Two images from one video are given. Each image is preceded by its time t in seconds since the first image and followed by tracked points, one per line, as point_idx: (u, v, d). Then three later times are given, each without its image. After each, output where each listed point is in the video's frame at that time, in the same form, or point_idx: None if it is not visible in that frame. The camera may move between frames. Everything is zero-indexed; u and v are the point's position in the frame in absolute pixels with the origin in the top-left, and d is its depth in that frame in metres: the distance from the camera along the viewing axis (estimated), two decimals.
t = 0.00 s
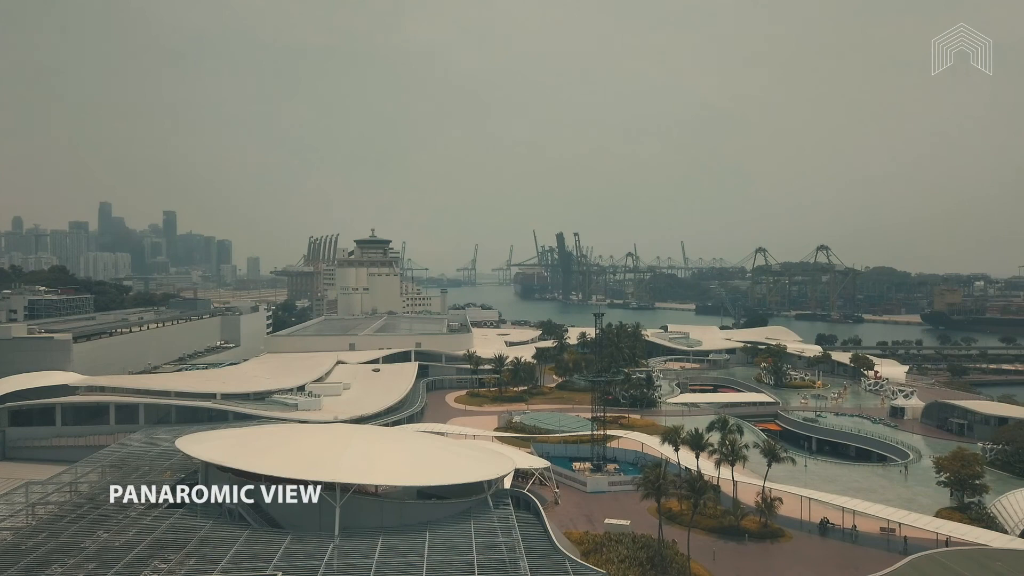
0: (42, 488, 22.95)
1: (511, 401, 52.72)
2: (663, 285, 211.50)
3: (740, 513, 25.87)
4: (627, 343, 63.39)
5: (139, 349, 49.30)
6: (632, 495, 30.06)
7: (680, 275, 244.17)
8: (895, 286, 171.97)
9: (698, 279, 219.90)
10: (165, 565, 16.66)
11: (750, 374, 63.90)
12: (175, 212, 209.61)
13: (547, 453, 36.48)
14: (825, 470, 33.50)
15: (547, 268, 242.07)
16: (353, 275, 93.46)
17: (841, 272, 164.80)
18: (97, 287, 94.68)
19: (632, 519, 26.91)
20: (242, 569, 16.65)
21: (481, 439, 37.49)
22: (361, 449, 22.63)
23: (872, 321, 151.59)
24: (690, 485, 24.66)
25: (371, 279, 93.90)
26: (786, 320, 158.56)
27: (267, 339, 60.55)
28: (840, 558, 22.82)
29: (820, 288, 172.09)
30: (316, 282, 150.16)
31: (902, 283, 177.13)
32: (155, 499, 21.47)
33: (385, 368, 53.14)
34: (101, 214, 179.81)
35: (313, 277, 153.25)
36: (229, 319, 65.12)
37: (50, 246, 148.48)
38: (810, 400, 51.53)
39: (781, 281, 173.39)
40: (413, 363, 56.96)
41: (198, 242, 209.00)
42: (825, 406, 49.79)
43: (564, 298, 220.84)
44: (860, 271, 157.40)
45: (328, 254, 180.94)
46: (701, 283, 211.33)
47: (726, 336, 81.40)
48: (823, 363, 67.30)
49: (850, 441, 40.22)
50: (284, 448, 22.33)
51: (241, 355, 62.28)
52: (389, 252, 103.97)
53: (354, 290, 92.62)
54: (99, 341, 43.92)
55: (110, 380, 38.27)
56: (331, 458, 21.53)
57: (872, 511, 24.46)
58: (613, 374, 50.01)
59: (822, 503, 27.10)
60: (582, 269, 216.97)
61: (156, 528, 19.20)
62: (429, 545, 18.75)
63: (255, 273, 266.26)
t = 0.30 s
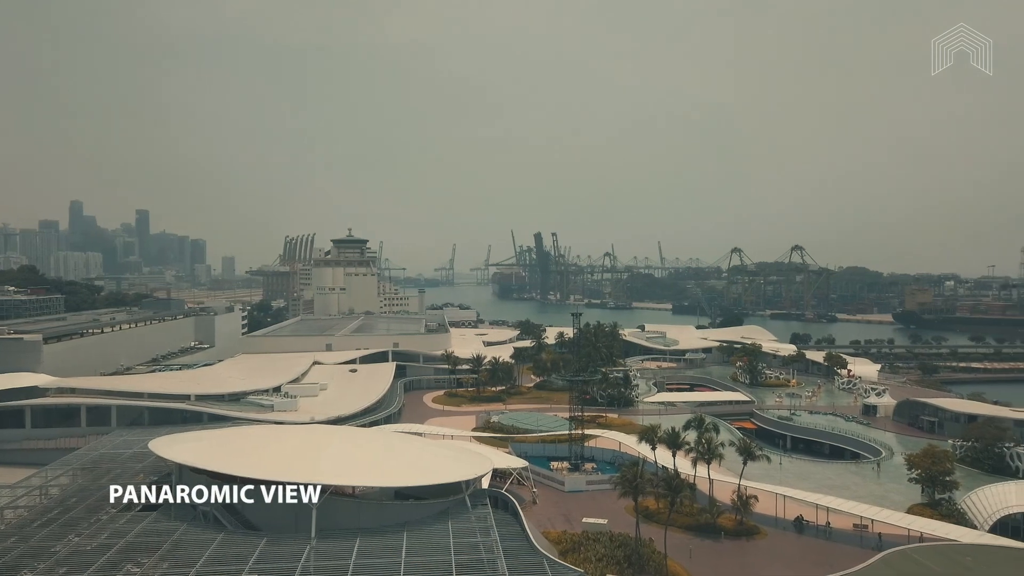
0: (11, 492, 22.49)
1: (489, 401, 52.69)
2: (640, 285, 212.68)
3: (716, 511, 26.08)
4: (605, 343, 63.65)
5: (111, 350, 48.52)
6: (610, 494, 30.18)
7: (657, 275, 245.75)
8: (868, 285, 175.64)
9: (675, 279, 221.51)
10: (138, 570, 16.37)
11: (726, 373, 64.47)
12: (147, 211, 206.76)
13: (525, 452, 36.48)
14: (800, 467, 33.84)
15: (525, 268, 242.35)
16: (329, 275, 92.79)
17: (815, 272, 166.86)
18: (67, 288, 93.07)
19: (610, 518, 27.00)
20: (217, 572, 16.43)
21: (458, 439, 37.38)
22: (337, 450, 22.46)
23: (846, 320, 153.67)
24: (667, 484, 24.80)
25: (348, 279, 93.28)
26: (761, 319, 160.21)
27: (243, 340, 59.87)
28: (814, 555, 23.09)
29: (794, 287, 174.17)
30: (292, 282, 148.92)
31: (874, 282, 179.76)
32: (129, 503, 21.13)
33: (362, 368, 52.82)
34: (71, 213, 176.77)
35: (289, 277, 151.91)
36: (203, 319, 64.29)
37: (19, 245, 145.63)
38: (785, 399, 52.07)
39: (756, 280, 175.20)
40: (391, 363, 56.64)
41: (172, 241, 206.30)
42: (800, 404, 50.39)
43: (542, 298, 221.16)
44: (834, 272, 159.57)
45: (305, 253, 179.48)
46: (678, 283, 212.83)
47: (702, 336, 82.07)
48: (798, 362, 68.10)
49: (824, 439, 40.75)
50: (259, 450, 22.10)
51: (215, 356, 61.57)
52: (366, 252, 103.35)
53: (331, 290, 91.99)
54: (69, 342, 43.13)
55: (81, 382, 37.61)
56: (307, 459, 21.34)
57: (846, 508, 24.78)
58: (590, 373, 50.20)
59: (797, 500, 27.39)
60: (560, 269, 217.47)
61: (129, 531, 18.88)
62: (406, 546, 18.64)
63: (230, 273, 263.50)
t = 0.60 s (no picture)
0: None
1: (466, 401, 52.59)
2: (618, 285, 213.59)
3: (692, 509, 26.26)
4: (582, 343, 63.81)
5: (82, 351, 47.69)
6: (587, 493, 30.28)
7: (633, 275, 246.94)
8: (841, 285, 178.31)
9: (652, 279, 222.77)
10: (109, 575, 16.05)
11: (702, 372, 64.96)
12: (119, 211, 203.54)
13: (502, 452, 36.43)
14: (775, 465, 34.18)
15: (503, 268, 242.27)
16: (305, 275, 92.03)
17: (789, 272, 168.81)
18: (36, 288, 91.30)
19: (587, 517, 27.09)
20: None
21: (436, 440, 37.29)
22: (314, 451, 22.29)
23: (819, 319, 155.51)
24: (644, 483, 24.92)
25: (325, 279, 92.61)
26: (737, 319, 161.77)
27: (217, 340, 59.20)
28: (789, 552, 23.34)
29: (769, 288, 175.96)
30: (268, 282, 147.41)
31: (847, 282, 182.31)
32: (101, 505, 20.76)
33: (339, 368, 52.44)
34: (41, 212, 173.42)
35: (265, 277, 150.43)
36: (177, 320, 63.47)
37: None
38: (759, 398, 52.61)
39: (732, 280, 176.79)
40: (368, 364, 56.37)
41: (145, 241, 203.47)
42: (775, 403, 50.90)
43: (520, 298, 221.20)
44: (808, 272, 161.55)
45: (280, 253, 177.75)
46: (654, 283, 214.19)
47: (678, 335, 82.65)
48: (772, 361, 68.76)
49: (798, 438, 41.22)
50: (234, 451, 21.82)
51: (189, 358, 60.80)
52: (343, 252, 102.55)
53: (307, 290, 91.25)
54: (39, 344, 42.33)
55: (52, 383, 36.93)
56: (282, 460, 21.15)
57: (820, 505, 25.08)
58: (568, 373, 50.31)
59: (772, 498, 27.66)
60: (537, 269, 217.62)
61: (100, 535, 18.53)
62: (383, 547, 18.54)
63: (204, 273, 260.25)
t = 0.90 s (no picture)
0: None
1: (443, 401, 52.47)
2: (594, 285, 214.25)
3: (668, 507, 26.45)
4: (559, 342, 63.95)
5: (51, 353, 46.84)
6: (564, 492, 30.36)
7: (610, 275, 247.95)
8: (814, 285, 180.58)
9: (628, 279, 223.88)
10: None
11: (678, 371, 65.44)
12: (89, 209, 199.81)
13: (479, 453, 36.39)
14: (749, 463, 34.52)
15: (480, 267, 241.89)
16: (280, 275, 91.19)
17: (763, 272, 170.69)
18: (4, 288, 89.42)
19: (564, 517, 27.17)
20: None
21: (413, 440, 37.15)
22: (289, 453, 22.07)
23: (793, 318, 157.24)
24: (620, 482, 25.05)
25: (300, 279, 91.86)
26: (712, 318, 163.03)
27: (191, 341, 58.47)
28: (763, 548, 23.61)
29: (743, 287, 177.63)
30: (242, 282, 145.62)
31: (819, 282, 184.79)
32: (71, 509, 20.40)
33: (314, 369, 52.02)
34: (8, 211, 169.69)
35: (239, 277, 148.76)
36: (149, 320, 62.56)
37: None
38: (734, 396, 53.10)
39: (707, 280, 178.26)
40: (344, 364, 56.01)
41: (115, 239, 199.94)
42: (749, 401, 51.43)
43: (497, 298, 220.97)
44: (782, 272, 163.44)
45: (255, 253, 175.71)
46: (631, 283, 215.41)
47: (655, 335, 83.10)
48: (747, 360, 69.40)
49: (772, 436, 41.70)
50: (208, 453, 21.57)
51: (162, 359, 59.93)
52: (319, 251, 101.65)
53: (282, 290, 90.39)
54: (6, 345, 41.47)
55: (20, 385, 36.22)
56: (257, 462, 20.94)
57: (793, 502, 25.39)
58: (545, 373, 50.40)
59: (747, 495, 27.95)
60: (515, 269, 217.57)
61: (70, 539, 18.23)
62: (359, 548, 18.44)
63: (176, 272, 256.50)
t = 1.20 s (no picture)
0: None
1: (419, 402, 52.28)
2: (571, 285, 214.77)
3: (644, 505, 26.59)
4: (536, 342, 64.02)
5: (18, 354, 45.90)
6: (541, 492, 30.40)
7: (587, 275, 248.75)
8: (787, 285, 182.62)
9: (605, 279, 224.82)
10: None
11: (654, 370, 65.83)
12: (58, 208, 196.05)
13: (456, 453, 36.30)
14: (724, 461, 34.84)
15: (457, 267, 241.38)
16: (255, 274, 90.24)
17: (737, 272, 172.44)
18: None
19: (541, 516, 27.20)
20: None
21: (389, 441, 37.00)
22: (264, 455, 21.83)
23: (767, 318, 158.87)
24: (597, 481, 25.12)
25: (275, 279, 90.99)
26: (688, 318, 164.10)
27: (163, 342, 57.62)
28: (738, 546, 23.83)
29: (718, 287, 179.17)
30: (215, 282, 143.78)
31: (792, 282, 187.07)
32: (39, 514, 19.98)
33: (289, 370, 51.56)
34: None
35: (213, 276, 146.89)
36: (120, 321, 61.56)
37: None
38: (709, 396, 53.54)
39: (683, 280, 179.59)
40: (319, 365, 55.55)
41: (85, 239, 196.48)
42: (724, 400, 51.91)
43: (474, 298, 220.62)
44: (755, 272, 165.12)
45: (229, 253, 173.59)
46: (607, 283, 216.33)
47: (631, 335, 83.48)
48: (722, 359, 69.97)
49: (747, 434, 42.12)
50: (181, 455, 21.27)
51: (133, 360, 59.01)
52: (293, 251, 100.71)
53: (256, 290, 89.44)
54: None
55: None
56: (231, 464, 20.69)
57: (768, 500, 25.65)
58: (522, 372, 50.42)
59: (722, 494, 28.19)
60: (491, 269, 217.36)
61: (39, 544, 17.86)
62: (335, 551, 18.28)
63: (147, 272, 252.78)
